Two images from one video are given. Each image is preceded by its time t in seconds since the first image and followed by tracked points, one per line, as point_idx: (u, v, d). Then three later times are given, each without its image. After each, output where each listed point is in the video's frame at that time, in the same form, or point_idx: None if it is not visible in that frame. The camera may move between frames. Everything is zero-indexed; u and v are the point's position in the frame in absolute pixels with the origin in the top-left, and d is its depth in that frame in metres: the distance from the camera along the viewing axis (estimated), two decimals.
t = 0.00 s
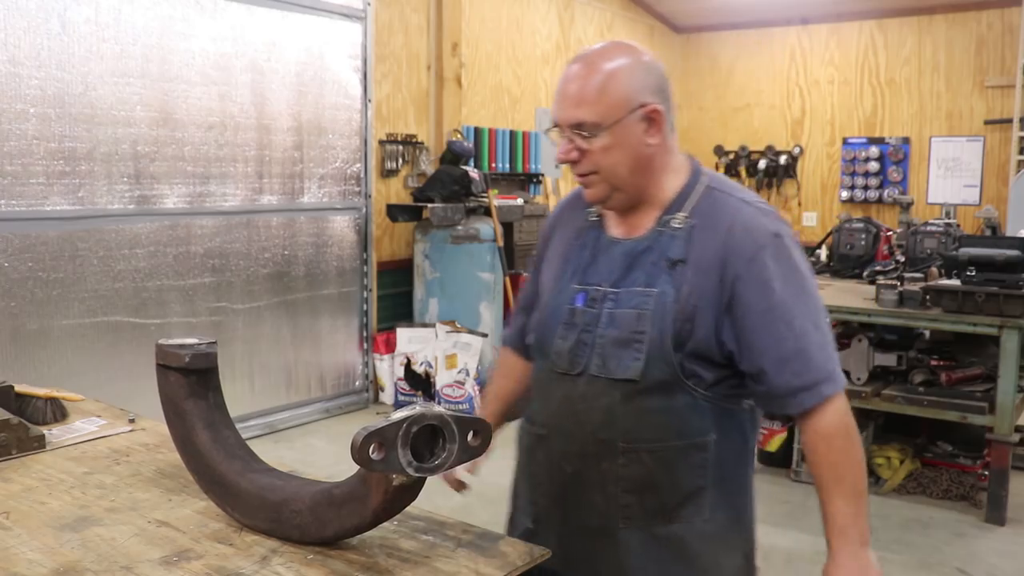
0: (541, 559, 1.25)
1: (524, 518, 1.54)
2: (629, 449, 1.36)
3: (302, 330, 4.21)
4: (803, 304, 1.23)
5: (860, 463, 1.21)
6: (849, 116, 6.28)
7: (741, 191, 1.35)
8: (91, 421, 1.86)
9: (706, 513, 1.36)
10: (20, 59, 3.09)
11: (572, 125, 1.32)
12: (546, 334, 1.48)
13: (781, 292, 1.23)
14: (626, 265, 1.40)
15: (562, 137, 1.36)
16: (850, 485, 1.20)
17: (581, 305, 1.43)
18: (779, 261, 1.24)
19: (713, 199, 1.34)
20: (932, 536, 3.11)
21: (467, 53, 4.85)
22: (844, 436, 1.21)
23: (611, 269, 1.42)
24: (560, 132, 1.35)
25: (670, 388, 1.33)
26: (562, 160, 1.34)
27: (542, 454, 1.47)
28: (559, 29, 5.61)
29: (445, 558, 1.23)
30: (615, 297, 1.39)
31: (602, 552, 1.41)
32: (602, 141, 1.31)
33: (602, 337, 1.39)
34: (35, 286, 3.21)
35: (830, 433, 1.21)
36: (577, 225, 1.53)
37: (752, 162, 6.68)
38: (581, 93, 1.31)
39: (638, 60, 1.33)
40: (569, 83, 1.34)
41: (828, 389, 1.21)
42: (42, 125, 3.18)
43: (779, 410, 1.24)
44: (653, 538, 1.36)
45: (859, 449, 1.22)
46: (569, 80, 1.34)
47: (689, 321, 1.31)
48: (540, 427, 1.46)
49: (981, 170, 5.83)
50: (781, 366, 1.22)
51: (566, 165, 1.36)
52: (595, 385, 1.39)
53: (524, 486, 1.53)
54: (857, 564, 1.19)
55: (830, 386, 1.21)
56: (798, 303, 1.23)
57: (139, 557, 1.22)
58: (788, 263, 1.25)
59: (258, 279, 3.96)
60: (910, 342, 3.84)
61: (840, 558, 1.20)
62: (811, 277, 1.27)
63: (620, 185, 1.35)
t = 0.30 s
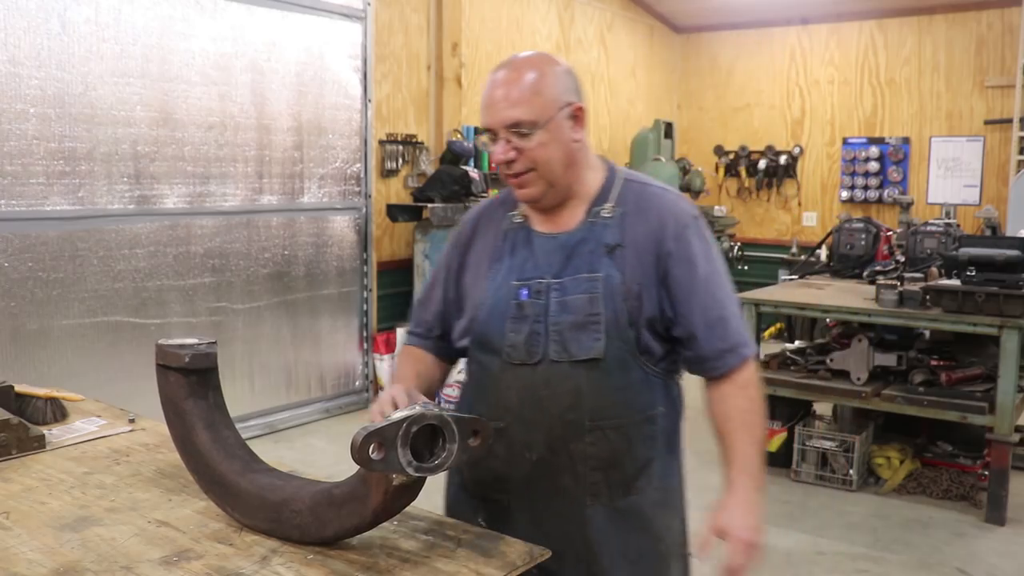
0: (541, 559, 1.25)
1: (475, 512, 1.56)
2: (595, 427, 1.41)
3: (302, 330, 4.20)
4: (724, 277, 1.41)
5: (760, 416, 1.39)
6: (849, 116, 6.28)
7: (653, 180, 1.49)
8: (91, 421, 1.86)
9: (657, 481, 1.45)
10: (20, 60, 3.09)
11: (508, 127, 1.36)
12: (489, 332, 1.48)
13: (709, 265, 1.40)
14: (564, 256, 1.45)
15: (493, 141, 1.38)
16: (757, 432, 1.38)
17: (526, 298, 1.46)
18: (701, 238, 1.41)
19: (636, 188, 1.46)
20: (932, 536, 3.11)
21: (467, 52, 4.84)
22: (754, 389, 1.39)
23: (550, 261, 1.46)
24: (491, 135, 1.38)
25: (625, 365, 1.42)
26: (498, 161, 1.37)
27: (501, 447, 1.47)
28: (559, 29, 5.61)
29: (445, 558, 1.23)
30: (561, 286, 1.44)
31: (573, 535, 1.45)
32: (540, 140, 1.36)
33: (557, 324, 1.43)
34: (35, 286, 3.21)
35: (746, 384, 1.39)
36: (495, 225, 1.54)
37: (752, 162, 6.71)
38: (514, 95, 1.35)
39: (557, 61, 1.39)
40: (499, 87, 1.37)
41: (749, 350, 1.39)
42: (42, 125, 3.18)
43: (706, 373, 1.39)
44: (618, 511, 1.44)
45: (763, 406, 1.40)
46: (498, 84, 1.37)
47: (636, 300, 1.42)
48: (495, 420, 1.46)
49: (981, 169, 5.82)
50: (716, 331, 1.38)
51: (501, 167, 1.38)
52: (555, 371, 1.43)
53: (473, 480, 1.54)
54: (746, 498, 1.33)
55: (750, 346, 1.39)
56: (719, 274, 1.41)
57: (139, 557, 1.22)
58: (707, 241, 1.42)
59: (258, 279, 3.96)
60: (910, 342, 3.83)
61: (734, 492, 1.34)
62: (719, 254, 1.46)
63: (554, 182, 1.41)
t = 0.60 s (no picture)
0: (541, 559, 1.25)
1: (462, 509, 1.59)
2: (581, 411, 1.51)
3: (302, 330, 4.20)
4: (676, 257, 1.55)
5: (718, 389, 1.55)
6: (849, 116, 6.28)
7: (600, 171, 1.60)
8: (91, 421, 1.86)
9: (633, 458, 1.58)
10: (20, 60, 3.09)
11: (468, 129, 1.42)
12: (466, 331, 1.53)
13: (662, 248, 1.54)
14: (532, 251, 1.53)
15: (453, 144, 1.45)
16: (719, 406, 1.53)
17: (499, 294, 1.52)
18: (652, 223, 1.54)
19: (589, 181, 1.57)
20: (932, 536, 3.11)
21: (467, 52, 4.84)
22: (711, 365, 1.55)
23: (519, 256, 1.53)
24: (451, 137, 1.44)
25: (602, 348, 1.51)
26: (461, 162, 1.43)
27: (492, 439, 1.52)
28: (559, 29, 5.61)
29: (445, 558, 1.23)
30: (532, 279, 1.51)
31: (565, 516, 1.53)
32: (499, 140, 1.43)
33: (533, 315, 1.50)
34: (35, 286, 3.21)
35: (703, 361, 1.54)
36: (458, 226, 1.60)
37: (752, 162, 6.71)
38: (472, 98, 1.42)
39: (507, 64, 1.47)
40: (455, 91, 1.44)
41: (704, 324, 1.54)
42: (42, 125, 3.18)
43: (667, 348, 1.53)
44: (604, 488, 1.54)
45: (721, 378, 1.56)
46: (454, 88, 1.44)
47: (605, 288, 1.52)
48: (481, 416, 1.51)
49: (981, 169, 5.82)
50: (675, 308, 1.53)
51: (462, 169, 1.45)
52: (535, 361, 1.50)
53: (461, 479, 1.56)
54: (712, 470, 1.48)
55: (704, 319, 1.54)
56: (672, 255, 1.55)
57: (139, 557, 1.22)
58: (660, 226, 1.56)
59: (258, 279, 3.96)
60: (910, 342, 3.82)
61: (701, 465, 1.49)
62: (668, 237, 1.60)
63: (513, 179, 1.48)
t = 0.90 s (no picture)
0: (541, 559, 1.25)
1: (464, 508, 1.58)
2: (578, 406, 1.52)
3: (302, 330, 4.20)
4: (660, 246, 1.57)
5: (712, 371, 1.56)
6: (849, 116, 6.28)
7: (577, 166, 1.61)
8: (91, 421, 1.86)
9: (629, 448, 1.59)
10: (20, 60, 3.09)
11: (452, 135, 1.42)
12: (458, 332, 1.53)
13: (646, 238, 1.56)
14: (519, 250, 1.53)
15: (438, 150, 1.44)
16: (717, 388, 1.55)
17: (489, 294, 1.52)
18: (635, 214, 1.56)
19: (570, 177, 1.57)
20: (932, 536, 3.11)
21: (467, 52, 4.84)
22: (704, 348, 1.56)
23: (507, 255, 1.53)
24: (434, 144, 1.44)
25: (595, 343, 1.52)
26: (446, 168, 1.43)
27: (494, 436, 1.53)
28: (559, 29, 5.61)
29: (445, 558, 1.23)
30: (521, 277, 1.51)
31: (566, 510, 1.54)
32: (483, 145, 1.43)
33: (526, 313, 1.50)
34: (35, 286, 3.21)
35: (697, 345, 1.56)
36: (442, 230, 1.57)
37: (752, 162, 6.71)
38: (455, 102, 1.42)
39: (484, 69, 1.46)
40: (437, 97, 1.43)
41: (692, 309, 1.57)
42: (42, 125, 3.18)
43: (657, 337, 1.55)
44: (604, 480, 1.56)
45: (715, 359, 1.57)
46: (435, 94, 1.43)
47: (595, 282, 1.53)
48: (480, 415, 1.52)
49: (981, 169, 5.82)
50: (662, 296, 1.55)
51: (448, 175, 1.44)
52: (530, 360, 1.50)
53: (461, 478, 1.57)
54: (718, 453, 1.51)
55: (691, 304, 1.57)
56: (656, 244, 1.57)
57: (139, 557, 1.22)
58: (643, 216, 1.58)
59: (258, 279, 3.96)
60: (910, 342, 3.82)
61: (708, 448, 1.51)
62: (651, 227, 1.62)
63: (499, 183, 1.48)
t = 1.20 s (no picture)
0: (541, 559, 1.25)
1: (465, 509, 1.58)
2: (578, 404, 1.52)
3: (302, 330, 4.20)
4: (653, 242, 1.58)
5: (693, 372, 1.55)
6: (849, 116, 6.28)
7: (567, 165, 1.61)
8: (91, 421, 1.86)
9: (628, 446, 1.59)
10: (20, 60, 3.09)
11: (450, 134, 1.42)
12: (456, 334, 1.52)
13: (638, 234, 1.56)
14: (514, 249, 1.53)
15: (435, 149, 1.44)
16: (694, 387, 1.53)
17: (486, 295, 1.51)
18: (627, 210, 1.56)
19: (561, 176, 1.57)
20: (932, 536, 3.11)
21: (467, 52, 4.84)
22: (688, 345, 1.56)
23: (502, 255, 1.53)
24: (431, 144, 1.44)
25: (593, 341, 1.53)
26: (444, 167, 1.43)
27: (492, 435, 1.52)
28: (559, 29, 5.61)
29: (445, 558, 1.23)
30: (518, 277, 1.52)
31: (567, 509, 1.54)
32: (481, 143, 1.43)
33: (523, 312, 1.50)
34: (35, 286, 3.21)
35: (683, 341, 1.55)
36: (436, 232, 1.58)
37: (752, 162, 6.71)
38: (452, 101, 1.42)
39: (477, 69, 1.46)
40: (433, 96, 1.43)
41: (686, 305, 1.57)
42: (42, 125, 3.18)
43: (653, 334, 1.55)
44: (605, 477, 1.56)
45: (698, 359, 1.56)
46: (431, 94, 1.43)
47: (591, 280, 1.53)
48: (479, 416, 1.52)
49: (981, 169, 5.82)
50: (657, 292, 1.55)
51: (445, 174, 1.44)
52: (529, 359, 1.50)
53: (461, 479, 1.56)
54: (683, 446, 1.46)
55: (685, 300, 1.57)
56: (649, 240, 1.58)
57: (139, 557, 1.22)
58: (634, 213, 1.58)
59: (258, 279, 3.96)
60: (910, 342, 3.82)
61: (673, 442, 1.47)
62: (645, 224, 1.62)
63: (495, 182, 1.48)
